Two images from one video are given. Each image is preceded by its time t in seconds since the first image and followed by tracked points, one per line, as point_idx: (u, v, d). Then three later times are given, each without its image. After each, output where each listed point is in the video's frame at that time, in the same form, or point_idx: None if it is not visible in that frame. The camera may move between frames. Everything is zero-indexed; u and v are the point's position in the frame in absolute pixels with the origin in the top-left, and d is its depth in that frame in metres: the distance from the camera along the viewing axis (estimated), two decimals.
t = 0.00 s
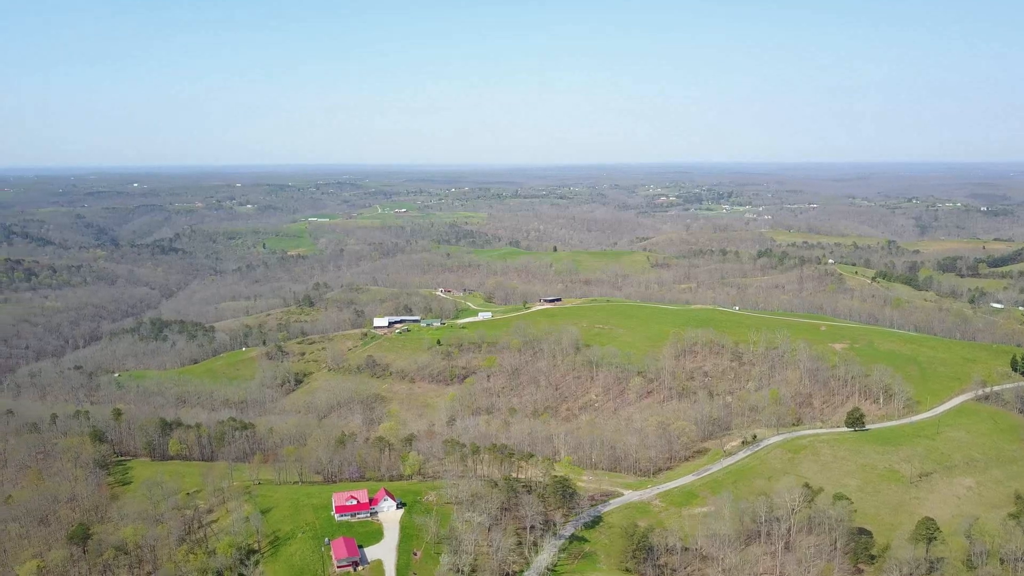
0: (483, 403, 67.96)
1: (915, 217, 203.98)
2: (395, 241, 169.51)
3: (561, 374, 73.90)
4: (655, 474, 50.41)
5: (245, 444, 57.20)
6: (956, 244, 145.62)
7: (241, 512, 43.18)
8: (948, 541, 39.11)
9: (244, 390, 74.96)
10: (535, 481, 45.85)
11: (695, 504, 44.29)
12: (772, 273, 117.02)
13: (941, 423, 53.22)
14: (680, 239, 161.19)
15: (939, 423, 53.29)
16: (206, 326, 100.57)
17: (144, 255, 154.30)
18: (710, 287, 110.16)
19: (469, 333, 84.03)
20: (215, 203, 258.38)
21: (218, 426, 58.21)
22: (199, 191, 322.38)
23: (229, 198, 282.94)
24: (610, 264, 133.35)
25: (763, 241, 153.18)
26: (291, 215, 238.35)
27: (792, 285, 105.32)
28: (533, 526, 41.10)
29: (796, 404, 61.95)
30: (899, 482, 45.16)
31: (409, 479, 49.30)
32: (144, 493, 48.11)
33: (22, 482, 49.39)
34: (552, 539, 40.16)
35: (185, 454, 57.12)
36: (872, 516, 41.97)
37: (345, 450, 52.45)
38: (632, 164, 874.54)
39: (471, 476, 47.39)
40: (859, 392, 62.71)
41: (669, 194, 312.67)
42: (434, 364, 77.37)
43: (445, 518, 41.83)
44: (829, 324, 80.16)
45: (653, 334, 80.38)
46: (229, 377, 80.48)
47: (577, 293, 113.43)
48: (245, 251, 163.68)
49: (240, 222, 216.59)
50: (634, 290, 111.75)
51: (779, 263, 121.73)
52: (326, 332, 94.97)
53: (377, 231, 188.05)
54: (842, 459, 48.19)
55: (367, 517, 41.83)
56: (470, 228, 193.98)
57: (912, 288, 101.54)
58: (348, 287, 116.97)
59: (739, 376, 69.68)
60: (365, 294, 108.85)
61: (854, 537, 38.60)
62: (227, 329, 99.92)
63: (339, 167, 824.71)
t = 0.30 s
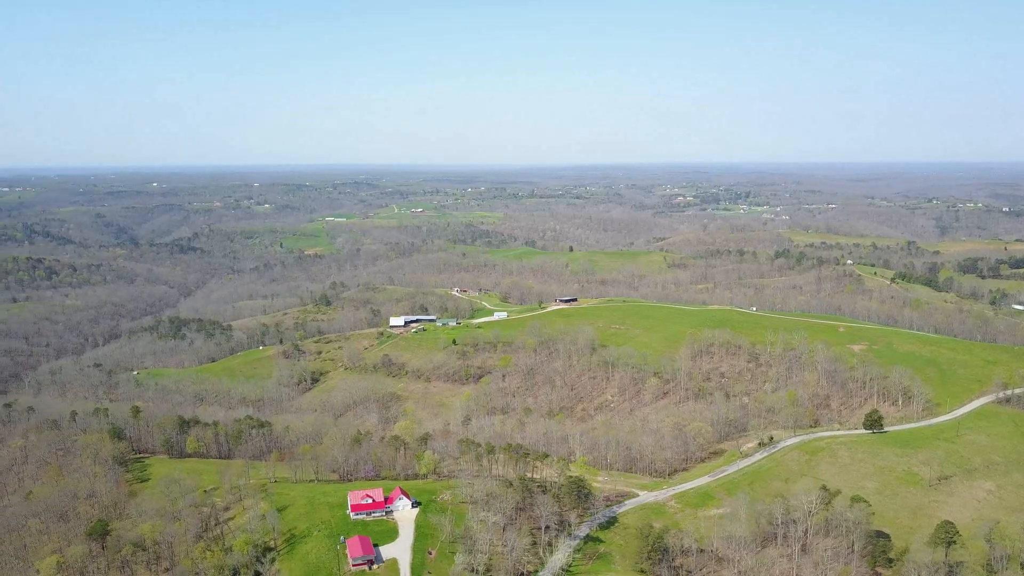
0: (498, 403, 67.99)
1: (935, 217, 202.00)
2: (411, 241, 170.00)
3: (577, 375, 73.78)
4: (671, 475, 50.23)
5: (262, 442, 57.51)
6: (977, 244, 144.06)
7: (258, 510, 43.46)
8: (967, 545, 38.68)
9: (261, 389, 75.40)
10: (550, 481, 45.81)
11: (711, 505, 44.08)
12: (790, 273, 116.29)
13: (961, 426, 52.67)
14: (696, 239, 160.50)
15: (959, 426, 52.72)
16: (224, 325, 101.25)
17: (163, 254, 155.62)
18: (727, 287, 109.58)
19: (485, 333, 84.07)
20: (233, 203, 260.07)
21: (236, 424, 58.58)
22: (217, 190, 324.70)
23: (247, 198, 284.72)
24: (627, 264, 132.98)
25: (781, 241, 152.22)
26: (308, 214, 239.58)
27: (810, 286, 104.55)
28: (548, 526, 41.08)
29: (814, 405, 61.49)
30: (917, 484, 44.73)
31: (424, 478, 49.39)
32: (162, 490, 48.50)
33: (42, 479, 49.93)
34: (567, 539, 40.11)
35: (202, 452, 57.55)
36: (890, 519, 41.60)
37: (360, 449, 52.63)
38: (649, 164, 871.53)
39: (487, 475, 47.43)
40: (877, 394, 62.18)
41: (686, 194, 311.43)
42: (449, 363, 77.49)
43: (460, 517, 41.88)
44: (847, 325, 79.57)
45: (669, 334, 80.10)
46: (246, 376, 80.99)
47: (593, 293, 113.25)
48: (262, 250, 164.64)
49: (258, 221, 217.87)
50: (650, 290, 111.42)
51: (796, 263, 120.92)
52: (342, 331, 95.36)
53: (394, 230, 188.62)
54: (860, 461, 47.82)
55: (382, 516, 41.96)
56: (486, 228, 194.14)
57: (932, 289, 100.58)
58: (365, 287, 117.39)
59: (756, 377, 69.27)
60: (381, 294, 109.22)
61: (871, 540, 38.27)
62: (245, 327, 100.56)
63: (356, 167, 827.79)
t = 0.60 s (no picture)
0: (506, 403, 68.02)
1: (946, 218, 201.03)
2: (420, 241, 170.15)
3: (585, 375, 73.70)
4: (679, 476, 50.13)
5: (271, 441, 57.67)
6: (988, 245, 143.29)
7: (266, 509, 43.58)
8: (978, 548, 38.43)
9: (270, 388, 75.61)
10: (558, 481, 45.80)
11: (720, 506, 43.98)
12: (800, 274, 115.88)
13: (971, 428, 52.35)
14: (705, 239, 160.15)
15: (969, 427, 52.42)
16: (233, 324, 101.62)
17: (173, 253, 156.26)
18: (736, 288, 109.23)
19: (493, 332, 84.07)
20: (242, 202, 260.93)
21: (245, 423, 58.76)
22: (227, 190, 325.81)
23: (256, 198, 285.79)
24: (636, 264, 132.77)
25: (790, 241, 151.73)
26: (318, 213, 240.20)
27: (820, 286, 104.13)
28: (556, 526, 41.04)
29: (824, 406, 61.21)
30: (927, 486, 44.47)
31: (432, 477, 49.43)
32: (171, 488, 48.69)
33: (53, 476, 50.22)
34: (575, 539, 40.11)
35: (211, 451, 57.78)
36: (900, 521, 41.41)
37: (368, 448, 52.70)
38: (658, 164, 869.43)
39: (495, 475, 47.43)
40: (887, 395, 61.88)
41: (695, 193, 310.55)
42: (457, 363, 77.55)
43: (468, 517, 41.88)
44: (856, 326, 79.22)
45: (678, 335, 79.94)
46: (255, 375, 81.25)
47: (602, 293, 113.15)
48: (272, 250, 165.15)
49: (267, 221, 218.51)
50: (659, 290, 111.23)
51: (806, 264, 120.49)
52: (351, 330, 95.58)
53: (402, 230, 188.89)
54: (869, 462, 47.62)
55: (390, 515, 42.02)
56: (495, 228, 194.24)
57: (942, 290, 100.06)
58: (373, 286, 117.53)
59: (765, 377, 69.07)
60: (389, 293, 109.40)
61: (881, 541, 38.07)
62: (254, 327, 100.84)
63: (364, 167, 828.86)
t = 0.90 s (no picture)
0: (515, 402, 68.08)
1: (958, 218, 199.99)
2: (428, 240, 170.24)
3: (594, 375, 73.64)
4: (688, 476, 50.03)
5: (280, 440, 57.80)
6: (1000, 245, 142.44)
7: (275, 507, 43.73)
8: (989, 550, 38.17)
9: (280, 387, 75.88)
10: (567, 481, 45.79)
11: (728, 507, 43.84)
12: (810, 274, 115.39)
13: (982, 430, 52.03)
14: (715, 239, 159.77)
15: (981, 429, 52.10)
16: (242, 323, 101.94)
17: (183, 252, 156.95)
18: (745, 288, 108.87)
19: (502, 332, 84.09)
20: (252, 202, 261.57)
21: (254, 422, 58.95)
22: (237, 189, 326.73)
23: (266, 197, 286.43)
24: (645, 264, 132.51)
25: (800, 241, 151.21)
26: (327, 213, 240.71)
27: (830, 287, 103.66)
28: (564, 526, 41.00)
29: (833, 407, 60.90)
30: (938, 488, 44.22)
31: (441, 477, 49.47)
32: (181, 486, 48.88)
33: (64, 474, 50.50)
34: (583, 539, 40.06)
35: (221, 450, 58.00)
36: (910, 523, 41.17)
37: (377, 447, 52.76)
38: (667, 164, 867.44)
39: (503, 475, 47.43)
40: (897, 396, 61.52)
41: (705, 193, 310.12)
42: (466, 362, 77.60)
43: (476, 517, 41.89)
44: (867, 327, 78.85)
45: (688, 335, 79.75)
46: (264, 374, 81.51)
47: (611, 293, 113.03)
48: (281, 249, 165.58)
49: (276, 220, 219.14)
50: (668, 290, 111.01)
51: (816, 264, 120.01)
52: (360, 330, 95.78)
53: (411, 229, 189.16)
54: (880, 464, 47.38)
55: (398, 515, 42.07)
56: (504, 228, 194.26)
57: (954, 290, 99.50)
58: (382, 286, 117.69)
59: (774, 378, 68.83)
60: (398, 292, 109.52)
61: (891, 543, 37.86)
62: (263, 326, 101.13)
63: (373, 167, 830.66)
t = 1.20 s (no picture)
0: (526, 402, 68.08)
1: (973, 218, 198.54)
2: (440, 240, 170.41)
3: (605, 375, 73.52)
4: (699, 477, 49.87)
5: (292, 438, 57.97)
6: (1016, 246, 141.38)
7: (287, 506, 43.90)
8: (1004, 554, 37.81)
9: (292, 386, 76.17)
10: (578, 481, 45.74)
11: (740, 508, 43.65)
12: (823, 275, 114.75)
13: (998, 432, 51.58)
14: (727, 239, 159.23)
15: (996, 431, 51.65)
16: (255, 322, 102.33)
17: (196, 251, 157.78)
18: (758, 289, 108.43)
19: (513, 332, 84.09)
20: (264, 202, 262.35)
21: (266, 421, 59.16)
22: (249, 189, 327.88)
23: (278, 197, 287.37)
24: (656, 264, 132.17)
25: (813, 242, 150.51)
26: (339, 213, 241.41)
27: (843, 288, 103.09)
28: (575, 526, 40.94)
29: (846, 408, 60.52)
30: (952, 490, 43.88)
31: (452, 476, 49.52)
32: (194, 485, 49.13)
33: (78, 472, 50.87)
34: (594, 540, 39.98)
35: (233, 448, 58.25)
36: (923, 525, 40.86)
37: (388, 446, 52.85)
38: (679, 165, 864.97)
39: (514, 475, 47.43)
40: (911, 398, 61.09)
41: (717, 193, 309.10)
42: (477, 362, 77.65)
43: (487, 516, 41.90)
44: (880, 328, 78.38)
45: (700, 336, 79.51)
46: (276, 372, 81.79)
47: (622, 293, 112.87)
48: (293, 249, 166.15)
49: (288, 220, 219.85)
50: (680, 291, 110.70)
51: (829, 264, 119.36)
52: (372, 329, 96.00)
53: (423, 229, 189.46)
54: (893, 466, 47.07)
55: (410, 514, 42.15)
56: (515, 228, 194.28)
57: (968, 291, 98.77)
58: (394, 285, 117.89)
59: (787, 379, 68.51)
60: (410, 292, 109.68)
61: (904, 546, 37.59)
62: (275, 325, 101.48)
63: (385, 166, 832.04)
